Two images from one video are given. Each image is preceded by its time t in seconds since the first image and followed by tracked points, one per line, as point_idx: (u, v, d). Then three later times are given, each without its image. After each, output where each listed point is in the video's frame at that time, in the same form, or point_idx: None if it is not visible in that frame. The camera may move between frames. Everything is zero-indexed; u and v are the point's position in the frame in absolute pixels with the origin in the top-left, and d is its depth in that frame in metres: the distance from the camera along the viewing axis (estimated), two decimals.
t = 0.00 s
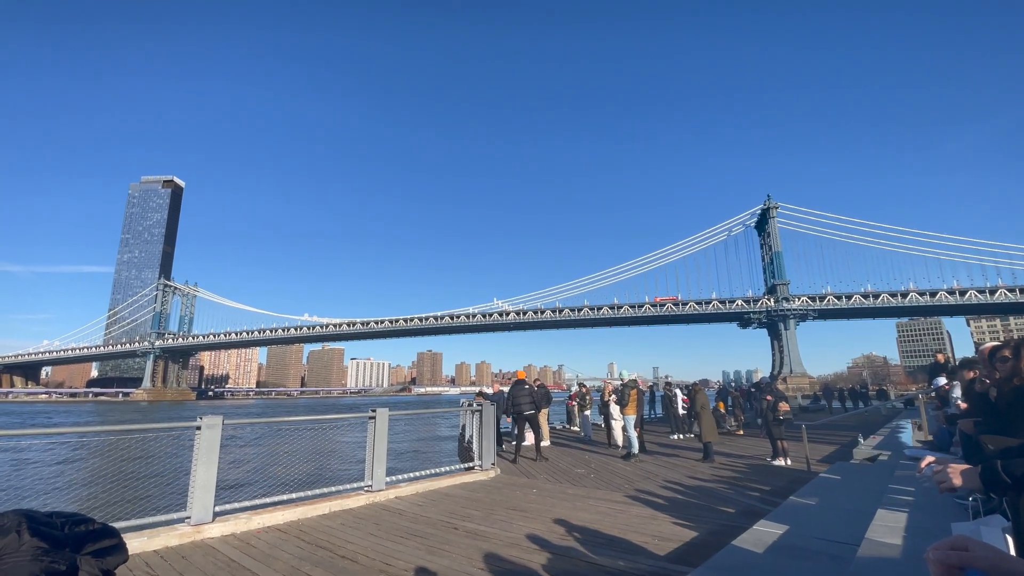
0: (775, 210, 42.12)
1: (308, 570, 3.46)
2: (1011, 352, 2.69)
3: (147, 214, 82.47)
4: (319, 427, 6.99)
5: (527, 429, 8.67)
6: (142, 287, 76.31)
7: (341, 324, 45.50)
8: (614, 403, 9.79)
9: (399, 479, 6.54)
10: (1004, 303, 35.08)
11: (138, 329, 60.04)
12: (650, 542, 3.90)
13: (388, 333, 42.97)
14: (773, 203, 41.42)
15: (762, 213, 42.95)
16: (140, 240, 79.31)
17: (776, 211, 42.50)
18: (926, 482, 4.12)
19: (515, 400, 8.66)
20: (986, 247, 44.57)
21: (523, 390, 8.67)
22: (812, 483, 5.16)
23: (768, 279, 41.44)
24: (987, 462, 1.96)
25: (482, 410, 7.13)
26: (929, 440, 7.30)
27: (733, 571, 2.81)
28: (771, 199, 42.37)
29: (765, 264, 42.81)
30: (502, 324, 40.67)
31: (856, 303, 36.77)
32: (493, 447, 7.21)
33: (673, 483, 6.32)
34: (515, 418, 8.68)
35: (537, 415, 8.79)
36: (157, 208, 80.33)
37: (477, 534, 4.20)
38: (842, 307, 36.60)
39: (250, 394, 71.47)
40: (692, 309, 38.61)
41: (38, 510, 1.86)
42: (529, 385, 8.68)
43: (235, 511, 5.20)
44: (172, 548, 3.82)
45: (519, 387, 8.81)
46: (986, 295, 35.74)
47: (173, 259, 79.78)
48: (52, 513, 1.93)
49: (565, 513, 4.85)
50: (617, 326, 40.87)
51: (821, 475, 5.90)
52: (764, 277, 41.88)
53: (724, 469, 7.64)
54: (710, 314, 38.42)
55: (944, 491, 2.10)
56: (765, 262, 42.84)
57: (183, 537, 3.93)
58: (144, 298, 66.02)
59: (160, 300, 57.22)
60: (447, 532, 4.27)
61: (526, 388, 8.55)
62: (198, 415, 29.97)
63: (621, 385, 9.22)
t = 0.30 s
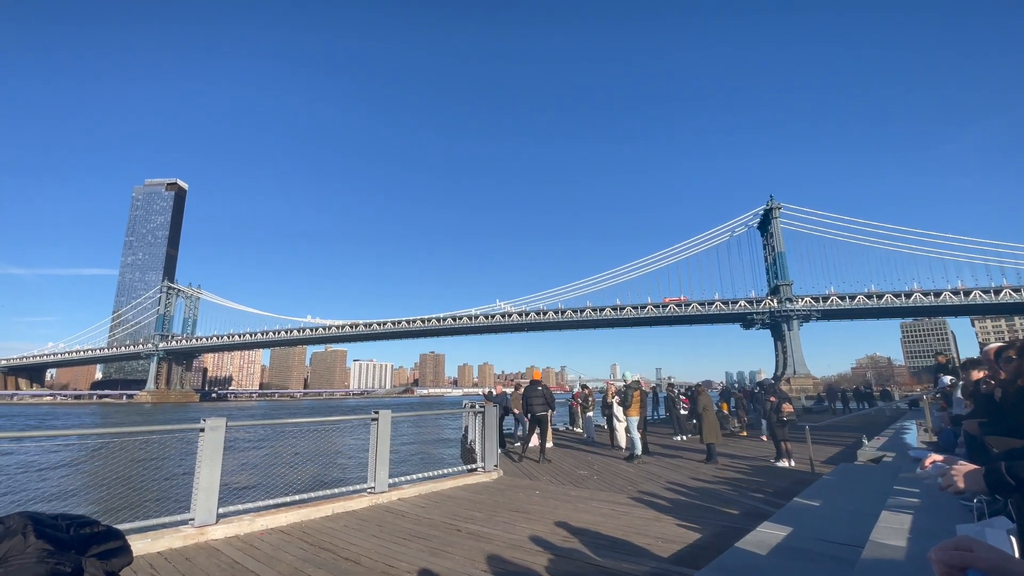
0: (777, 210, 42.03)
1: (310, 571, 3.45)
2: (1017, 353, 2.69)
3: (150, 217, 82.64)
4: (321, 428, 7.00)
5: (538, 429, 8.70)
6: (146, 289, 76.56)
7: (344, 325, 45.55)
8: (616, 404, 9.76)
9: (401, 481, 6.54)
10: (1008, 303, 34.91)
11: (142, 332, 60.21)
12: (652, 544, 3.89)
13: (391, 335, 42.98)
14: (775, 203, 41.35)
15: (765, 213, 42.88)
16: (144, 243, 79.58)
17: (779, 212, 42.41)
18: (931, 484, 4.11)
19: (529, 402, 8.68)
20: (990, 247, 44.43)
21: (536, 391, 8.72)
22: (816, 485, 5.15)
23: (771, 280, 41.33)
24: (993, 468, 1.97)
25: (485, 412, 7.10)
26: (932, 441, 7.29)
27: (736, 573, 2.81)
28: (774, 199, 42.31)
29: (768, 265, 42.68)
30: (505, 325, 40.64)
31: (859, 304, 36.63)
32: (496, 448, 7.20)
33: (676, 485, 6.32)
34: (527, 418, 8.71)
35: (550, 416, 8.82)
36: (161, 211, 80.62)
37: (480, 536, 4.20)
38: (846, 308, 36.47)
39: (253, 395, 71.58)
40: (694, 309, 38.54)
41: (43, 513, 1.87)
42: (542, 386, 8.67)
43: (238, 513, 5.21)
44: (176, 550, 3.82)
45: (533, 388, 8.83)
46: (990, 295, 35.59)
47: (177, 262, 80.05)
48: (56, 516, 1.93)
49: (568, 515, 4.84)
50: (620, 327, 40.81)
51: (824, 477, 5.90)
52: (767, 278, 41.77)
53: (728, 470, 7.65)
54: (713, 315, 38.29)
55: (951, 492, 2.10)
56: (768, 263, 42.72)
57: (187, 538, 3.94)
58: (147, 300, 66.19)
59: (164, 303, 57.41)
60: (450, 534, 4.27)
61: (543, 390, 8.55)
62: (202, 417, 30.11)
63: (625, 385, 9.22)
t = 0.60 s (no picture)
0: (781, 209, 41.91)
1: (314, 571, 3.47)
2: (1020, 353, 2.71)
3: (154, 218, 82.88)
4: (325, 429, 7.00)
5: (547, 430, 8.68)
6: (150, 291, 76.84)
7: (347, 326, 45.63)
8: (619, 404, 9.75)
9: (404, 481, 6.54)
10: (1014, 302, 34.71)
11: (146, 333, 60.43)
12: (656, 545, 3.89)
13: (394, 335, 43.01)
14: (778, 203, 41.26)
15: (768, 213, 42.79)
16: (148, 245, 79.87)
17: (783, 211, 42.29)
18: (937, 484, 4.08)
19: (539, 401, 8.68)
20: (995, 247, 44.20)
21: (547, 390, 8.71)
22: (820, 485, 5.13)
23: (774, 280, 41.22)
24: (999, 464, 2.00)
25: (488, 413, 7.07)
26: (938, 441, 7.26)
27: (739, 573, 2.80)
28: (777, 199, 42.21)
29: (771, 264, 42.55)
30: (508, 326, 40.65)
31: (863, 303, 36.48)
32: (499, 448, 7.21)
33: (680, 485, 6.33)
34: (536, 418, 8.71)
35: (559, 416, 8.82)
36: (165, 212, 80.92)
37: (484, 537, 4.20)
38: (850, 307, 36.32)
39: (256, 396, 71.78)
40: (697, 309, 38.49)
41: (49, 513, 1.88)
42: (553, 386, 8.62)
43: (241, 513, 5.24)
44: (180, 551, 3.84)
45: (544, 388, 8.83)
46: (995, 294, 35.42)
47: (181, 263, 80.33)
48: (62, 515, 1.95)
49: (571, 516, 4.84)
50: (623, 327, 40.75)
51: (829, 477, 5.90)
52: (770, 277, 41.67)
53: (732, 470, 7.64)
54: (716, 314, 38.19)
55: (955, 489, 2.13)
56: (771, 262, 42.59)
57: (191, 539, 3.96)
58: (152, 301, 66.41)
59: (168, 304, 57.63)
60: (453, 534, 4.28)
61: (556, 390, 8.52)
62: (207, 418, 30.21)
63: (627, 385, 9.21)
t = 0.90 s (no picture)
0: (784, 208, 41.84)
1: (317, 571, 3.47)
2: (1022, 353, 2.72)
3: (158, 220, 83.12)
4: (329, 429, 7.01)
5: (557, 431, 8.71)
6: (154, 292, 77.11)
7: (350, 326, 45.72)
8: (622, 404, 9.74)
9: (407, 481, 6.56)
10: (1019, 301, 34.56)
11: (150, 333, 60.65)
12: (660, 545, 3.88)
13: (397, 335, 43.08)
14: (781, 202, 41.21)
15: (772, 212, 42.69)
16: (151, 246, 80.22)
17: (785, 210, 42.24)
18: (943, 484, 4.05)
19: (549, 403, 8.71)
20: (1001, 246, 43.97)
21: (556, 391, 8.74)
22: (825, 485, 5.11)
23: (777, 279, 41.17)
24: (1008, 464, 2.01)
25: (490, 413, 7.07)
26: (943, 440, 7.21)
27: (744, 573, 2.80)
28: (780, 198, 42.16)
29: (774, 264, 42.49)
30: (510, 326, 40.66)
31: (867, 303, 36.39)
32: (502, 448, 7.22)
33: (684, 485, 6.30)
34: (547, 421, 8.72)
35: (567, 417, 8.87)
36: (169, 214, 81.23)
37: (488, 537, 4.20)
38: (853, 306, 36.21)
39: (260, 397, 71.98)
40: (701, 308, 38.42)
41: (54, 514, 1.89)
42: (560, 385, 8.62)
43: (245, 513, 5.26)
44: (185, 550, 3.85)
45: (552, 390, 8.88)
46: (999, 293, 35.28)
47: (184, 264, 80.62)
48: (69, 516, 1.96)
49: (574, 516, 4.83)
50: (625, 327, 40.74)
51: (833, 476, 5.87)
52: (773, 277, 41.60)
53: (736, 470, 7.60)
54: (719, 314, 38.10)
55: (961, 486, 2.14)
56: (774, 261, 42.54)
57: (195, 539, 3.96)
58: (156, 302, 66.66)
59: (172, 304, 57.86)
60: (457, 534, 4.28)
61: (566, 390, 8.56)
62: (210, 419, 30.27)
63: (630, 385, 9.21)
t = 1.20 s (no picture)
0: (786, 207, 41.75)
1: (319, 571, 3.48)
2: None
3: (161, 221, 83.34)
4: (332, 429, 7.02)
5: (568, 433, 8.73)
6: (158, 292, 77.33)
7: (353, 326, 45.77)
8: (624, 403, 9.73)
9: (410, 481, 6.57)
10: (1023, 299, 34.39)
11: (153, 334, 60.83)
12: (663, 545, 3.87)
13: (399, 336, 43.09)
14: (784, 201, 41.11)
15: (775, 211, 42.58)
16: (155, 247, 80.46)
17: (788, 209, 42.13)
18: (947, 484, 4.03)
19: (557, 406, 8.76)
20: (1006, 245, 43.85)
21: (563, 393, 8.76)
22: (827, 485, 5.11)
23: (780, 278, 41.09)
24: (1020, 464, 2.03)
25: (493, 413, 7.08)
26: (947, 440, 7.17)
27: (748, 573, 2.78)
28: (783, 197, 42.07)
29: (777, 263, 42.37)
30: (513, 326, 40.64)
31: (870, 302, 36.26)
32: (504, 448, 7.22)
33: (686, 485, 6.30)
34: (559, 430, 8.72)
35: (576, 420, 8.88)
36: (172, 214, 81.45)
37: (490, 537, 4.20)
38: (857, 306, 36.08)
39: (263, 397, 72.10)
40: (704, 308, 38.34)
41: (58, 514, 1.90)
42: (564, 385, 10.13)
43: (249, 513, 5.28)
44: (188, 550, 3.85)
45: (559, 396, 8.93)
46: (1004, 291, 35.09)
47: (187, 265, 80.81)
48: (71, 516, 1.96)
49: (577, 516, 4.82)
50: (628, 326, 40.71)
51: (836, 476, 5.84)
52: (776, 276, 41.51)
53: (739, 470, 7.58)
54: (722, 314, 37.99)
55: (965, 482, 2.17)
56: (777, 261, 42.41)
57: (198, 539, 3.97)
58: (159, 303, 66.84)
59: (175, 305, 58.04)
60: (460, 535, 4.27)
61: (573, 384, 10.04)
62: (213, 419, 30.29)
63: (632, 385, 9.20)
